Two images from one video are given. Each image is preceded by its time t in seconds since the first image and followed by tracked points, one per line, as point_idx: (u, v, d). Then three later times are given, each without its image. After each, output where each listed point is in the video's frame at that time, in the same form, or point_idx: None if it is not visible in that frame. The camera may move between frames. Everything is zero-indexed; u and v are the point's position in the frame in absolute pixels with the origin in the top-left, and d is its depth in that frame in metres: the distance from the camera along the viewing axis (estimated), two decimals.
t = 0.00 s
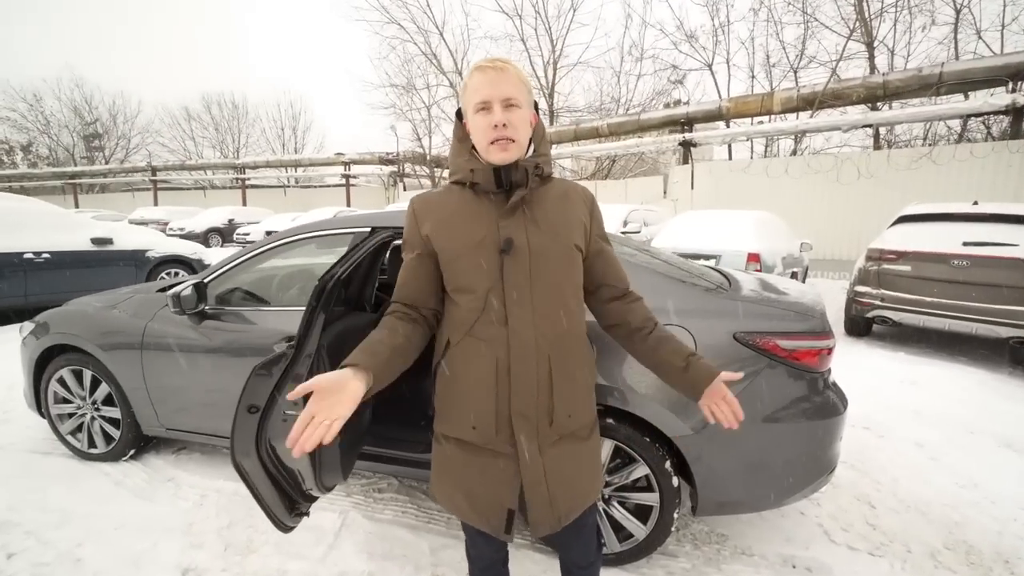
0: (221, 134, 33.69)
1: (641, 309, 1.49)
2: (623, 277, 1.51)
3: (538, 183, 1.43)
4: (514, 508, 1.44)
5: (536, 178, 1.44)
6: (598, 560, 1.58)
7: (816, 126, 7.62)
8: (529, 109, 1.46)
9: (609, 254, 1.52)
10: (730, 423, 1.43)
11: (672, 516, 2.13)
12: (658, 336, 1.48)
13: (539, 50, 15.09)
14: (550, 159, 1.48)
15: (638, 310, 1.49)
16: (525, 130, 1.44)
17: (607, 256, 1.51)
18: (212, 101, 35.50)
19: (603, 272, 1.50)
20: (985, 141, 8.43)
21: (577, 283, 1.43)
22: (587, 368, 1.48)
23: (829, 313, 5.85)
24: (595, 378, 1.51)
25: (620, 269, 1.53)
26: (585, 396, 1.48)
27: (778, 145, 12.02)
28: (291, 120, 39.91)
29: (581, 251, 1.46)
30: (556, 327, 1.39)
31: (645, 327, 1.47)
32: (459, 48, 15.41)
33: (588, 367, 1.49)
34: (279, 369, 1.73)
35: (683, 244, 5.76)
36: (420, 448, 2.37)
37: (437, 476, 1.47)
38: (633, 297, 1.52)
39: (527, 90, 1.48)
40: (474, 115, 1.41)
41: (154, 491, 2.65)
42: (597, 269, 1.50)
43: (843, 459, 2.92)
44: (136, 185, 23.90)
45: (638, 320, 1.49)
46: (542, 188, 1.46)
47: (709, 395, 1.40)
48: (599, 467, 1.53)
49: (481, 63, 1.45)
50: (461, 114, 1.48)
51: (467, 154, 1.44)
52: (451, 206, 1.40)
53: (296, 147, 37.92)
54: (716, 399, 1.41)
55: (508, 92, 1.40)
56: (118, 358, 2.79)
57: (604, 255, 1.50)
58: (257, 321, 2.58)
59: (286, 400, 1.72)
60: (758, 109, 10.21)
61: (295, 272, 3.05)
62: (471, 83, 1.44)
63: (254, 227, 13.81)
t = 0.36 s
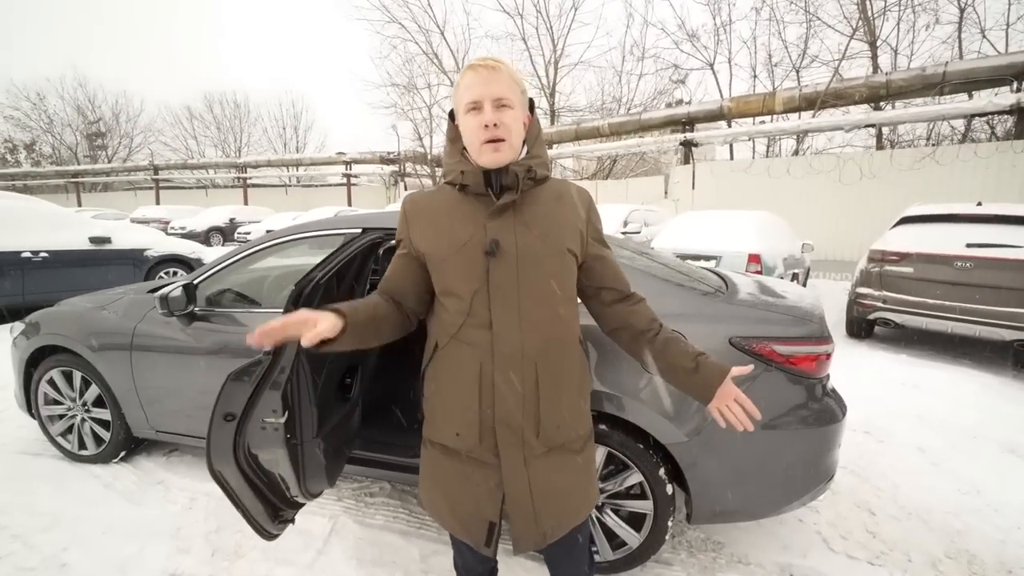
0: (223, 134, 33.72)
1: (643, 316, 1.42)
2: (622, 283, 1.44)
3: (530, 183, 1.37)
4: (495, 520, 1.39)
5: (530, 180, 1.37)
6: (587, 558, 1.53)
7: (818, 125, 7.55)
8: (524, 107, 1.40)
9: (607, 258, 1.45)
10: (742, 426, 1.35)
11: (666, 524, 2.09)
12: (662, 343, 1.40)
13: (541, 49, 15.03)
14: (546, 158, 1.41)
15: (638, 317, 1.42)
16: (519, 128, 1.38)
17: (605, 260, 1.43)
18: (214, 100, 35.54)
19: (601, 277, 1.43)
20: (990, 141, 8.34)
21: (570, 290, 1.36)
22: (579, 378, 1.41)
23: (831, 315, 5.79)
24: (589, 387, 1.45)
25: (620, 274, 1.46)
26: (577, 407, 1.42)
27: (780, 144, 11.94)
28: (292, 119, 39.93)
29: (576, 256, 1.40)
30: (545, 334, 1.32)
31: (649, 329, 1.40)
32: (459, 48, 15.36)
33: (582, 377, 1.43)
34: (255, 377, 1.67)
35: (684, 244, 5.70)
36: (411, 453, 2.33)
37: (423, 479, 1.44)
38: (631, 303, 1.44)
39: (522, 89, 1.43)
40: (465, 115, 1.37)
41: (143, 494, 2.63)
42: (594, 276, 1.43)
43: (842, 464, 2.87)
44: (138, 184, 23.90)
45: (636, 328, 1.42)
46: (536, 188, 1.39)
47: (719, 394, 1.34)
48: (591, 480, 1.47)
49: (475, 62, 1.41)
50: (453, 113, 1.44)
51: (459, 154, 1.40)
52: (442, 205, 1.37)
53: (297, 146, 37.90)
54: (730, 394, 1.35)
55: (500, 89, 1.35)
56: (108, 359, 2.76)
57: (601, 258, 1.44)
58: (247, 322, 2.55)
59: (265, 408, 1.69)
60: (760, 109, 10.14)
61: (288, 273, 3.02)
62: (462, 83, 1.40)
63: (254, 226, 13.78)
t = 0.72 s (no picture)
0: (225, 134, 33.87)
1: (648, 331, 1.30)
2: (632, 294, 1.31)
3: (535, 188, 1.29)
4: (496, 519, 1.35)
5: (536, 183, 1.29)
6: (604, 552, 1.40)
7: (820, 126, 7.52)
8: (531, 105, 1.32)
9: (618, 265, 1.32)
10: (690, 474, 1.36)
11: (658, 524, 2.09)
12: (659, 371, 1.31)
13: (542, 50, 15.06)
14: (555, 160, 1.33)
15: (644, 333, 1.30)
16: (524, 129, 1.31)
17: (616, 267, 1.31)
18: (217, 101, 35.71)
19: (612, 286, 1.30)
20: (992, 141, 8.30)
21: (574, 297, 1.27)
22: (585, 389, 1.31)
23: (831, 316, 5.77)
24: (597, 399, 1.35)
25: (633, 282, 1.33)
26: (582, 418, 1.32)
27: (781, 145, 11.90)
28: (295, 120, 40.06)
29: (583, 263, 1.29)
30: (544, 342, 1.25)
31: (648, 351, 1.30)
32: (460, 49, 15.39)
33: (590, 387, 1.33)
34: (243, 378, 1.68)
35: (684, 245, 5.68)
36: (404, 452, 2.32)
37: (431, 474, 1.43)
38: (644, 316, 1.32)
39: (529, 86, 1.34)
40: (468, 117, 1.31)
41: (140, 492, 2.64)
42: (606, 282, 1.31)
43: (839, 466, 2.85)
44: (141, 184, 24.03)
45: (642, 345, 1.31)
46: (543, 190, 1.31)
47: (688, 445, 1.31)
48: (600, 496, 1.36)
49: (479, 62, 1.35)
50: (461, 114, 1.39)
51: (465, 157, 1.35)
52: (452, 206, 1.34)
53: (299, 147, 38.02)
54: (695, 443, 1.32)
55: (503, 88, 1.28)
56: (106, 359, 2.78)
57: (612, 266, 1.31)
58: (244, 322, 2.58)
59: (254, 408, 1.71)
60: (761, 109, 10.11)
61: (285, 273, 3.04)
62: (466, 83, 1.35)
63: (255, 227, 13.82)
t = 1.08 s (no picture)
0: (231, 135, 34.13)
1: (697, 373, 1.07)
2: (698, 327, 1.08)
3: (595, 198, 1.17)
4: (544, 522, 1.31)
5: (598, 193, 1.17)
6: (650, 549, 1.35)
7: (822, 126, 7.51)
8: (597, 114, 1.22)
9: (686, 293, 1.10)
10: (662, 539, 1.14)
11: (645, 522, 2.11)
12: (688, 419, 1.08)
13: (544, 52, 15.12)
14: (627, 170, 1.18)
15: (689, 377, 1.08)
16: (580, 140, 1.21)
17: (683, 296, 1.09)
18: (223, 103, 35.99)
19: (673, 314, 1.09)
20: (996, 142, 8.26)
21: (626, 318, 1.13)
22: (629, 417, 1.17)
23: (832, 317, 5.75)
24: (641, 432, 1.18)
25: (704, 315, 1.10)
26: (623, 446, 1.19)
27: (784, 146, 11.88)
28: (300, 121, 40.30)
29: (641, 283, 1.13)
30: (590, 356, 1.15)
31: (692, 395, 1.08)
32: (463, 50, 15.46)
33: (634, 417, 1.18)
34: (254, 372, 1.70)
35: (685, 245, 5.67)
36: (397, 449, 2.35)
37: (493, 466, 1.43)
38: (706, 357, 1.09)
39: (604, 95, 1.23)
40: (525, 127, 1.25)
41: (139, 488, 2.69)
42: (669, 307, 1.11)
43: (833, 466, 2.86)
44: (148, 184, 24.25)
45: (688, 392, 1.08)
46: (614, 199, 1.17)
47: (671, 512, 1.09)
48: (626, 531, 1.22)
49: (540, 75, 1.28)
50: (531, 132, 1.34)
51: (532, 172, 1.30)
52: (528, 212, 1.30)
53: (304, 148, 38.26)
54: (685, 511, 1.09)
55: (559, 98, 1.21)
56: (107, 357, 2.82)
57: (677, 292, 1.10)
58: (241, 320, 2.61)
59: (264, 400, 1.73)
60: (763, 110, 10.10)
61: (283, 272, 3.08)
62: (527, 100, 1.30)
63: (259, 227, 13.92)
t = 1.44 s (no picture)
0: (238, 137, 34.42)
1: (679, 392, 1.14)
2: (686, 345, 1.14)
3: (614, 200, 1.33)
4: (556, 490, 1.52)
5: (612, 194, 1.33)
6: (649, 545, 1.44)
7: (825, 126, 7.48)
8: (609, 114, 1.37)
9: (684, 313, 1.15)
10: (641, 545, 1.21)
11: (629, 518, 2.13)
12: (668, 434, 1.15)
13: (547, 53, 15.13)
14: (641, 168, 1.30)
15: (674, 395, 1.15)
16: (595, 142, 1.39)
17: (680, 315, 1.15)
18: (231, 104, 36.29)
19: (670, 332, 1.17)
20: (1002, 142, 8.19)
21: (628, 324, 1.26)
22: (624, 417, 1.29)
23: (831, 318, 5.74)
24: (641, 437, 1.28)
25: (702, 339, 1.12)
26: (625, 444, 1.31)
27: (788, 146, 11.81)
28: (306, 123, 40.56)
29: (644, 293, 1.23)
30: (597, 354, 1.31)
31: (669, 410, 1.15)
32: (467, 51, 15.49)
33: (637, 418, 1.29)
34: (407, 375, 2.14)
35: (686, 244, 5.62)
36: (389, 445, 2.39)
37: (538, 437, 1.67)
38: (698, 378, 1.13)
39: (617, 91, 1.36)
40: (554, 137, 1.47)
41: (137, 483, 2.75)
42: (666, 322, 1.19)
43: (823, 465, 2.86)
44: (155, 185, 24.49)
45: (672, 408, 1.15)
46: (629, 201, 1.31)
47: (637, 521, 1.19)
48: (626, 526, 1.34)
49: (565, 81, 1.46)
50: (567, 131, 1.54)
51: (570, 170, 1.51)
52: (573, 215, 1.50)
53: (311, 149, 38.49)
54: (650, 525, 1.17)
55: (572, 105, 1.40)
56: (107, 355, 2.89)
57: (674, 312, 1.16)
58: (238, 319, 2.66)
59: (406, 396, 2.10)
60: (766, 110, 10.05)
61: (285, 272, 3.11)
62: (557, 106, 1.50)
63: (263, 228, 14.01)
